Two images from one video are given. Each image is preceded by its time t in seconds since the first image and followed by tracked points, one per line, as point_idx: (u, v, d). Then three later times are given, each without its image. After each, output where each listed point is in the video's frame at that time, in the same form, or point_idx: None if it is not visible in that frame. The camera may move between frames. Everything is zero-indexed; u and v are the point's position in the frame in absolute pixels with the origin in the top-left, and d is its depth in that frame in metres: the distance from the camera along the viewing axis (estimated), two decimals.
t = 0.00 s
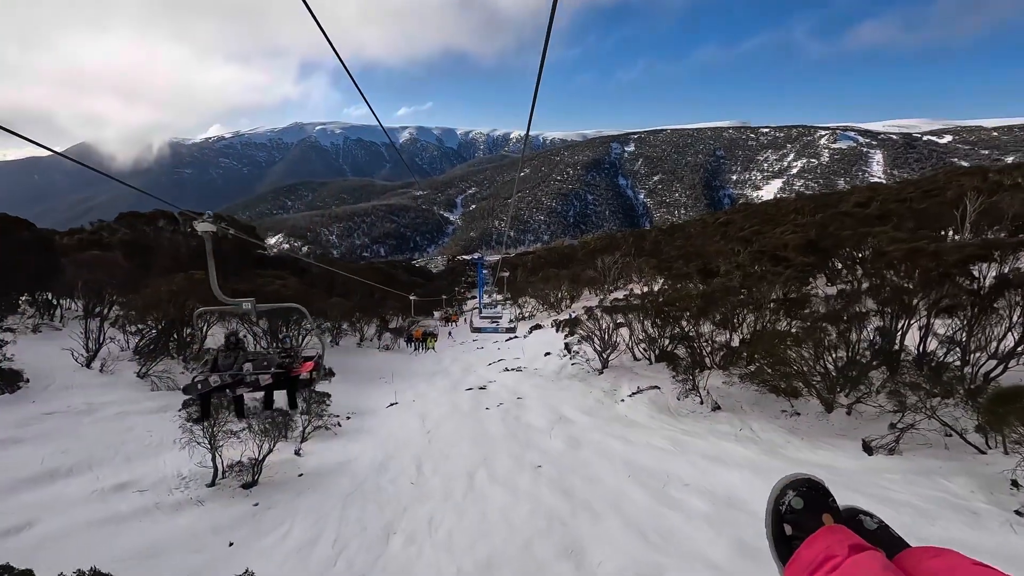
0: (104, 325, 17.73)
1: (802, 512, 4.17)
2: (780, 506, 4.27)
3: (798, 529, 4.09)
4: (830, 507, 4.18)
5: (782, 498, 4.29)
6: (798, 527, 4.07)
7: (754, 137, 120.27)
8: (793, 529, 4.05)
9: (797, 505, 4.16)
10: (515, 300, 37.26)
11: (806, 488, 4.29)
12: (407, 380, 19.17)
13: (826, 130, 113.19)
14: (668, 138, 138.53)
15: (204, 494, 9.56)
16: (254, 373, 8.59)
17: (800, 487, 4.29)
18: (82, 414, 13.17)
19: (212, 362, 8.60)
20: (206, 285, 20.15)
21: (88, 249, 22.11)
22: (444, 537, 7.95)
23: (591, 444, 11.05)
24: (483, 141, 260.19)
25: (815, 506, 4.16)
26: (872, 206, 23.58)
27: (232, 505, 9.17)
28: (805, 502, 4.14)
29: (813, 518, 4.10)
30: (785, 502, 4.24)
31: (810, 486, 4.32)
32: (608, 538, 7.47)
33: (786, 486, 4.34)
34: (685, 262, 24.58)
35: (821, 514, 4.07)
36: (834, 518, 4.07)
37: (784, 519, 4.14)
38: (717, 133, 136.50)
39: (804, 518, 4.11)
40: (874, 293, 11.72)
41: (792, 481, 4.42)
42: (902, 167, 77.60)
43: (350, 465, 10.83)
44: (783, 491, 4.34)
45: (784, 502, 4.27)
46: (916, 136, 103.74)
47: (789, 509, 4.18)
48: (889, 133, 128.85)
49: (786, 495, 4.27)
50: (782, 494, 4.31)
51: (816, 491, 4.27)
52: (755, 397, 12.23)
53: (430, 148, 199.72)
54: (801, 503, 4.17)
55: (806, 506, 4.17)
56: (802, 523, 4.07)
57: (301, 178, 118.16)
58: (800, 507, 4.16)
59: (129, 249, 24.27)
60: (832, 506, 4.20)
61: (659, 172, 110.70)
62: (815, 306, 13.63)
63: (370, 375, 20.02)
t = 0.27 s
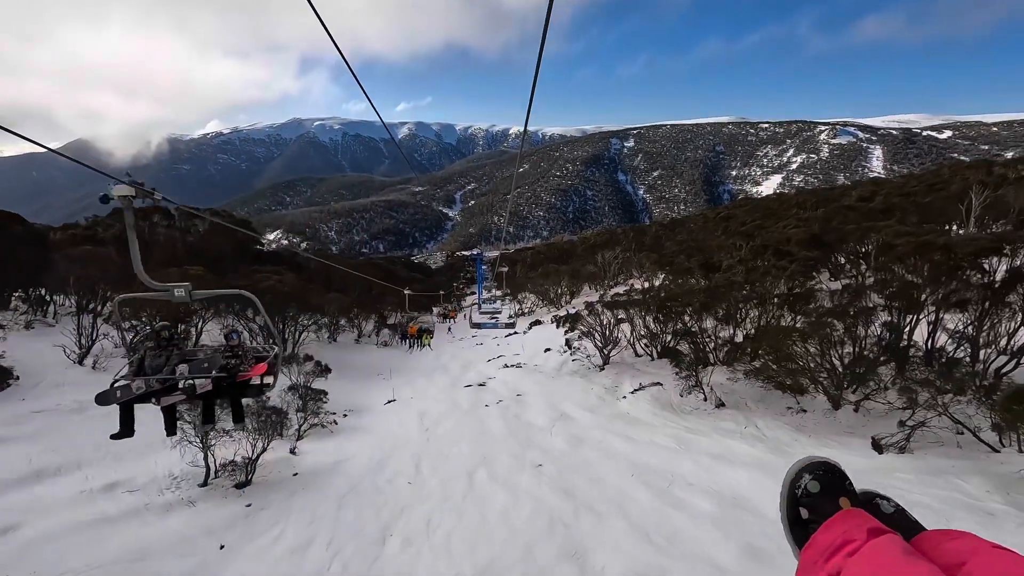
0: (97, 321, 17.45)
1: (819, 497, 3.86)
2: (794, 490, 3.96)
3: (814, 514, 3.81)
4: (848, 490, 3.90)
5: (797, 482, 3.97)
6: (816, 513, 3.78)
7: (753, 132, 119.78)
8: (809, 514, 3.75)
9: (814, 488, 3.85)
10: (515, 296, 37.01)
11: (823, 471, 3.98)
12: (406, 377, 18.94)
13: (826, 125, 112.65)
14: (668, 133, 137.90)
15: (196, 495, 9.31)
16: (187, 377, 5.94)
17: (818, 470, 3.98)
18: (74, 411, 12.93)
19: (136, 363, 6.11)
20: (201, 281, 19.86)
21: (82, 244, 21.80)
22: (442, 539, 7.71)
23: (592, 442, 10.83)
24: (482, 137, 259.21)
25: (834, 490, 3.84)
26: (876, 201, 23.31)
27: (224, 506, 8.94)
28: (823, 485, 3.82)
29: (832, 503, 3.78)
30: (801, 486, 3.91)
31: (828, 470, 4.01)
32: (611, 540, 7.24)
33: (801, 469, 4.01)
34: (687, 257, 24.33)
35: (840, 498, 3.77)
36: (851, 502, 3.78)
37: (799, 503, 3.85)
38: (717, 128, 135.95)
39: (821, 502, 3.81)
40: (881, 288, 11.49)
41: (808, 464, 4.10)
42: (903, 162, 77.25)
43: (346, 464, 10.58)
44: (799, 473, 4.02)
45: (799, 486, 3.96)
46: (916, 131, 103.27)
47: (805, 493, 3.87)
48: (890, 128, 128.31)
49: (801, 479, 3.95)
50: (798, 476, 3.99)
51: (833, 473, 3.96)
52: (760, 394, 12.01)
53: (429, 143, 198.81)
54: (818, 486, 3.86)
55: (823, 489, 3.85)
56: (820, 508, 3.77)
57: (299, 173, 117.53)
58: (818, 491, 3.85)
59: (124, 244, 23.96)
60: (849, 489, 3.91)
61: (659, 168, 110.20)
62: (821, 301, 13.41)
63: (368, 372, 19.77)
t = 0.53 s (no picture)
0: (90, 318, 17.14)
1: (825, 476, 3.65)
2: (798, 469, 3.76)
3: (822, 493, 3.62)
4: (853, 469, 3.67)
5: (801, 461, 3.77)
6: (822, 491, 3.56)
7: (753, 129, 119.41)
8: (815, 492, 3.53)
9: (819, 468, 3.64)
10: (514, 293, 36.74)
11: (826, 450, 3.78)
12: (404, 374, 18.67)
13: (825, 121, 112.34)
14: (667, 130, 137.47)
15: (187, 496, 9.05)
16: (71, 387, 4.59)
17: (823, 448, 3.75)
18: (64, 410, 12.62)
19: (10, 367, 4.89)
20: (196, 277, 19.57)
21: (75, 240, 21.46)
22: (440, 542, 7.46)
23: (594, 441, 10.59)
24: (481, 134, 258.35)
25: (839, 468, 3.63)
26: (879, 196, 23.06)
27: (216, 508, 8.67)
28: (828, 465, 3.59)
29: (837, 481, 3.59)
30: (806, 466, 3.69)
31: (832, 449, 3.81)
32: (615, 542, 7.00)
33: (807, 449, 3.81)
34: (688, 253, 24.07)
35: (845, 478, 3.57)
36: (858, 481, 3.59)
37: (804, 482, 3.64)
38: (717, 125, 135.57)
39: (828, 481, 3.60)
40: (889, 283, 11.25)
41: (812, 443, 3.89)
42: (903, 159, 77.03)
43: (342, 464, 10.33)
44: (803, 453, 3.78)
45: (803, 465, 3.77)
46: (916, 127, 102.95)
47: (810, 472, 3.68)
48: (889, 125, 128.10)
49: (806, 457, 3.76)
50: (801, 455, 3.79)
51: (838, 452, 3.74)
52: (765, 392, 11.77)
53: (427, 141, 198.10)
54: (823, 465, 3.66)
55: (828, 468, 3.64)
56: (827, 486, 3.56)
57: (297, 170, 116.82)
58: (822, 469, 3.66)
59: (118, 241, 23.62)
60: (855, 469, 3.67)
61: (658, 165, 109.82)
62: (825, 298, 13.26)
63: (366, 370, 19.51)
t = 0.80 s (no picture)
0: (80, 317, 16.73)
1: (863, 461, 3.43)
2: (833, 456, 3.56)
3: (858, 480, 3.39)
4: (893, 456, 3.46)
5: (834, 447, 3.58)
6: (860, 478, 3.35)
7: (751, 127, 119.34)
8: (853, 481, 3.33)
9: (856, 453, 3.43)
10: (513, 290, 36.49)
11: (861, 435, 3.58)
12: (401, 373, 18.39)
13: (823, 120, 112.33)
14: (665, 128, 137.31)
15: (176, 499, 8.75)
16: None
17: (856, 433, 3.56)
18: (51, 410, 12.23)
19: None
20: (188, 275, 19.18)
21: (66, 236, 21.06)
22: (438, 546, 7.19)
23: (595, 440, 10.35)
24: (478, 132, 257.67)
25: (877, 455, 3.41)
26: (879, 192, 22.87)
27: (205, 512, 8.37)
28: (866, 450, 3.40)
29: (876, 468, 3.35)
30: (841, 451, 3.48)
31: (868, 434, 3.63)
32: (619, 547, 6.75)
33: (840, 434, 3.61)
34: (688, 250, 23.84)
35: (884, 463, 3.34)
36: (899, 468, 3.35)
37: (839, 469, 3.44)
38: (715, 123, 135.47)
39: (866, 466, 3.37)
40: (896, 279, 11.03)
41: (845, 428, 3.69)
42: (900, 157, 77.01)
43: (337, 465, 10.04)
44: (837, 438, 3.58)
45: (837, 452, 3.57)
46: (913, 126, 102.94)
47: (845, 458, 3.48)
48: (885, 123, 128.53)
49: (839, 443, 3.56)
50: (835, 441, 3.58)
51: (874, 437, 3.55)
52: (769, 390, 11.55)
53: (425, 139, 197.47)
54: (860, 450, 3.46)
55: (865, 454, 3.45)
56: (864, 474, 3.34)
57: (293, 169, 115.97)
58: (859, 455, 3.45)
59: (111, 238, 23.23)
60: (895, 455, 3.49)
61: (656, 163, 109.65)
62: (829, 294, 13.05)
63: (362, 368, 19.18)
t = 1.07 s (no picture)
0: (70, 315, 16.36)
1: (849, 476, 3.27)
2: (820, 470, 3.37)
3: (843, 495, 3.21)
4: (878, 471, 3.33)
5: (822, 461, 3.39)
6: (847, 494, 3.18)
7: (748, 125, 119.31)
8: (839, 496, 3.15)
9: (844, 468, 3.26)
10: (511, 288, 36.22)
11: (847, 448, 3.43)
12: (398, 371, 18.12)
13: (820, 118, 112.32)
14: (663, 125, 137.08)
15: (164, 503, 8.45)
16: None
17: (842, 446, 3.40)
18: (38, 410, 11.87)
19: None
20: (181, 272, 18.82)
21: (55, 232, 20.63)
22: (434, 552, 6.92)
23: (596, 441, 10.11)
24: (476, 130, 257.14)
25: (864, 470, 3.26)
26: (880, 188, 22.67)
27: (193, 517, 8.08)
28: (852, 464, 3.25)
29: (865, 485, 3.19)
30: (828, 465, 3.31)
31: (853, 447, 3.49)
32: (623, 553, 6.50)
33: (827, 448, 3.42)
34: (688, 247, 23.64)
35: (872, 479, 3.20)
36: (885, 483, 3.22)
37: (826, 484, 3.26)
38: (713, 121, 135.37)
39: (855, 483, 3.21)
40: (902, 276, 10.82)
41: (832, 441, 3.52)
42: (897, 154, 77.00)
43: (331, 466, 9.76)
44: (825, 452, 3.40)
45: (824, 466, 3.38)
46: (910, 124, 103.07)
47: (832, 473, 3.31)
48: (882, 121, 128.69)
49: (827, 456, 3.38)
50: (822, 455, 3.40)
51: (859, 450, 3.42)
52: (773, 389, 11.34)
53: (422, 137, 196.89)
54: (846, 466, 3.30)
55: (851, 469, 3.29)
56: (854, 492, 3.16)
57: (290, 166, 115.28)
58: (847, 469, 3.29)
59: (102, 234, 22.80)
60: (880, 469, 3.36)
61: (654, 161, 109.44)
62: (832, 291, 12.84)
63: (359, 367, 18.89)
